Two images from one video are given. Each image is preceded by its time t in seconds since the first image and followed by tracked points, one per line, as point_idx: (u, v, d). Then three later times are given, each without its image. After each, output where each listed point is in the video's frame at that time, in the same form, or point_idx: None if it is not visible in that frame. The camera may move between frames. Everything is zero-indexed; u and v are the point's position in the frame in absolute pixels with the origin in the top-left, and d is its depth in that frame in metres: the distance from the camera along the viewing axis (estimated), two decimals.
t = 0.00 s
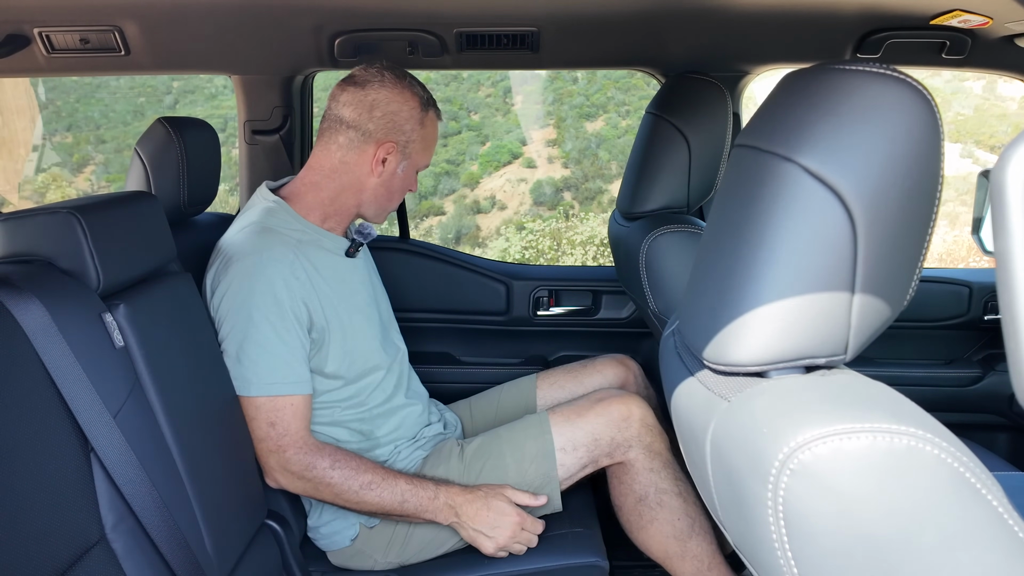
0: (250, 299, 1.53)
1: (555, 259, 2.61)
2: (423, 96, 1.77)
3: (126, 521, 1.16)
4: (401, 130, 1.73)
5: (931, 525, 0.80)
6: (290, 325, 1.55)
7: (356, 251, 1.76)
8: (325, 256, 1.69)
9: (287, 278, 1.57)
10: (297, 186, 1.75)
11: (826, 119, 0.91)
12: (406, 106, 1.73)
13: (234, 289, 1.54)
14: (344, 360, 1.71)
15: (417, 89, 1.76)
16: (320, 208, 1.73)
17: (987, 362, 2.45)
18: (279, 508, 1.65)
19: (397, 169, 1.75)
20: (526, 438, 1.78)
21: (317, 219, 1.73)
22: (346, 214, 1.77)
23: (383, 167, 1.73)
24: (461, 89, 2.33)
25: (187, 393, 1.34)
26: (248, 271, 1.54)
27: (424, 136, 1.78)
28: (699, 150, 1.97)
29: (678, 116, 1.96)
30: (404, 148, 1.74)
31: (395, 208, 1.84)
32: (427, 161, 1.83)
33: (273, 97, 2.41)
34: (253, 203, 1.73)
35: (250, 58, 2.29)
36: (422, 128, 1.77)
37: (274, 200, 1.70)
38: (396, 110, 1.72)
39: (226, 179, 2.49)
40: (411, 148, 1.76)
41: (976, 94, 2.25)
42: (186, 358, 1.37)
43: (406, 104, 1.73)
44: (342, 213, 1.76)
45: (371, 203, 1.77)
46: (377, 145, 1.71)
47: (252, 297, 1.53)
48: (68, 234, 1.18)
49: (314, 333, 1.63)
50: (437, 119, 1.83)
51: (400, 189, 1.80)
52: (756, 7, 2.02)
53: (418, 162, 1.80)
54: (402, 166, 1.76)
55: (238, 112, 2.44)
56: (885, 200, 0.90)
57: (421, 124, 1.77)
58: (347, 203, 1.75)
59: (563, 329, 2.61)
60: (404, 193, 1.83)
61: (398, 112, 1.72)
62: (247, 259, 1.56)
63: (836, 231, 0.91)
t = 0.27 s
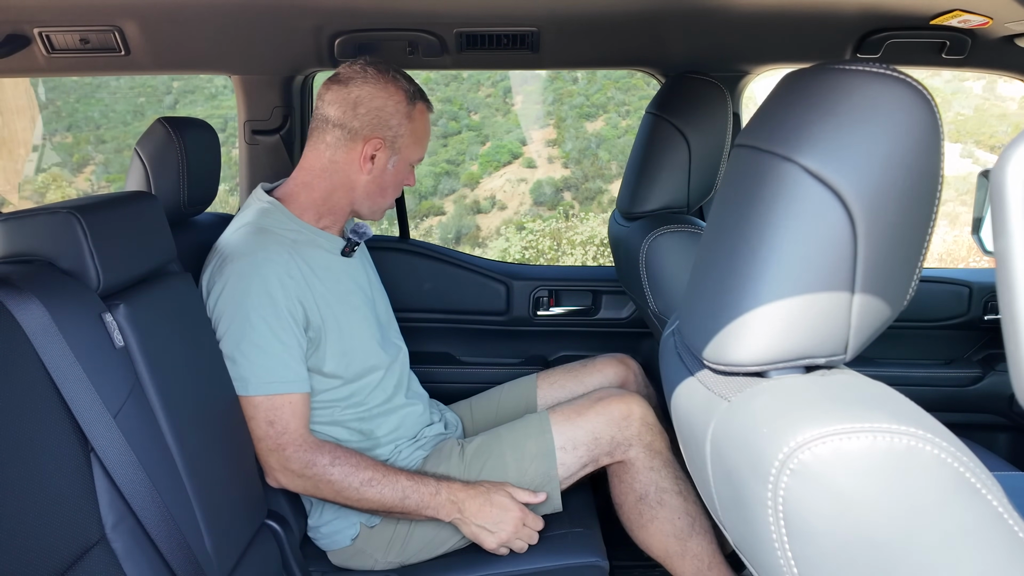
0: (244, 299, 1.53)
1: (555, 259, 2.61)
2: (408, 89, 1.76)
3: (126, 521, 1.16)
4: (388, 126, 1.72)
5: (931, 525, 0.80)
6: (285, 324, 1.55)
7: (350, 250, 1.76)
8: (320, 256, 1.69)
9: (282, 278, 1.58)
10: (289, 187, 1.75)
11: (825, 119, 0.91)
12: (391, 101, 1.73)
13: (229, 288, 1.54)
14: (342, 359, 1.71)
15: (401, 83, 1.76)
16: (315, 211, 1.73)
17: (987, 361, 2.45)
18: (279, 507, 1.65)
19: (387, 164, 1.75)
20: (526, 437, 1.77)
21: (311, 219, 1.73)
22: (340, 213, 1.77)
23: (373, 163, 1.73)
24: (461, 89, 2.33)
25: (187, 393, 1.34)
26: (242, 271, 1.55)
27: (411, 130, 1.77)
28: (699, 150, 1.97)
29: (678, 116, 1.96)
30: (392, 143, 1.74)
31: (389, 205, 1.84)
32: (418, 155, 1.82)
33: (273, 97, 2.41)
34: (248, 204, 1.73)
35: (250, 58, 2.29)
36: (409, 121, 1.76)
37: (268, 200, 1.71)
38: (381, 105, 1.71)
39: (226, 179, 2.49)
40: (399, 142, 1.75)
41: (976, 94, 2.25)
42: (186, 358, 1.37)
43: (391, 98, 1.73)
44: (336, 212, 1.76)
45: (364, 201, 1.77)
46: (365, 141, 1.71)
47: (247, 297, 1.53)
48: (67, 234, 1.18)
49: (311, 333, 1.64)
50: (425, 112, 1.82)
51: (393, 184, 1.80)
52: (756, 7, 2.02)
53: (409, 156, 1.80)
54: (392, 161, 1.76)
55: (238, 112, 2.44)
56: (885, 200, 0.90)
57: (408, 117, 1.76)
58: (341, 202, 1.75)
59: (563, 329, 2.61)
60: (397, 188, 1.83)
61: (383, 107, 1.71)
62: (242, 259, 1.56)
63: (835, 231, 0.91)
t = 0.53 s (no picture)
0: (254, 299, 1.52)
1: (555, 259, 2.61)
2: (426, 94, 1.75)
3: (126, 521, 1.16)
4: (405, 131, 1.71)
5: (931, 525, 0.80)
6: (295, 326, 1.55)
7: (359, 252, 1.76)
8: (330, 258, 1.68)
9: (293, 279, 1.57)
10: (304, 188, 1.75)
11: (826, 119, 0.91)
12: (408, 106, 1.71)
13: (237, 288, 1.54)
14: (348, 361, 1.71)
15: (419, 88, 1.74)
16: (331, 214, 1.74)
17: (987, 361, 2.45)
18: (279, 507, 1.65)
19: (402, 169, 1.74)
20: (525, 433, 1.78)
21: (323, 221, 1.73)
22: (353, 215, 1.77)
23: (388, 168, 1.72)
24: (461, 89, 2.33)
25: (187, 393, 1.34)
26: (253, 271, 1.54)
27: (428, 135, 1.76)
28: (699, 150, 1.97)
29: (678, 116, 1.96)
30: (408, 148, 1.73)
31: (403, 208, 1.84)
32: (434, 160, 1.81)
33: (273, 97, 2.41)
34: (261, 203, 1.73)
35: (251, 58, 2.29)
36: (426, 127, 1.75)
37: (281, 200, 1.70)
38: (398, 111, 1.70)
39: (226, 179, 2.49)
40: (416, 147, 1.74)
41: (976, 94, 2.25)
42: (186, 358, 1.37)
43: (409, 104, 1.71)
44: (349, 214, 1.76)
45: (379, 205, 1.77)
46: (381, 146, 1.70)
47: (257, 296, 1.53)
48: (68, 233, 1.18)
49: (318, 336, 1.63)
50: (442, 117, 1.80)
51: (408, 189, 1.79)
52: (756, 7, 2.02)
53: (425, 161, 1.79)
54: (408, 167, 1.75)
55: (238, 112, 2.44)
56: (885, 200, 0.90)
57: (425, 123, 1.75)
58: (355, 205, 1.75)
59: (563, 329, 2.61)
60: (412, 193, 1.82)
61: (401, 112, 1.70)
62: (251, 259, 1.56)
63: (836, 232, 0.91)
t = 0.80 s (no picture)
0: (257, 307, 1.52)
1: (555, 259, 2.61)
2: (437, 107, 1.75)
3: (126, 521, 1.15)
4: (417, 146, 1.72)
5: (931, 526, 0.80)
6: (297, 332, 1.55)
7: (365, 263, 1.76)
8: (333, 264, 1.68)
9: (295, 285, 1.57)
10: (311, 197, 1.73)
11: (827, 119, 0.91)
12: (421, 122, 1.71)
13: (240, 296, 1.54)
14: (348, 367, 1.71)
15: (431, 100, 1.73)
16: (345, 227, 1.75)
17: (987, 361, 2.45)
18: (280, 508, 1.65)
19: (414, 182, 1.76)
20: (525, 437, 1.77)
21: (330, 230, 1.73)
22: (362, 224, 1.78)
23: (401, 182, 1.74)
24: (461, 89, 2.33)
25: (187, 393, 1.34)
26: (255, 275, 1.55)
27: (439, 148, 1.77)
28: (700, 150, 1.97)
29: (678, 116, 1.96)
30: (420, 162, 1.74)
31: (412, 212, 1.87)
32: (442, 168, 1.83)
33: (273, 97, 2.41)
34: (268, 206, 1.73)
35: (251, 58, 2.29)
36: (437, 139, 1.76)
37: (287, 204, 1.70)
38: (411, 127, 1.70)
39: (227, 179, 2.49)
40: (427, 160, 1.76)
41: (976, 94, 2.25)
42: (185, 357, 1.37)
43: (421, 119, 1.71)
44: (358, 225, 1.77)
45: (390, 214, 1.80)
46: (394, 162, 1.71)
47: (260, 302, 1.53)
48: (68, 234, 1.18)
49: (319, 343, 1.63)
50: (452, 125, 1.81)
51: (417, 198, 1.81)
52: (756, 7, 2.02)
53: (435, 169, 1.81)
54: (419, 178, 1.77)
55: (238, 112, 2.44)
56: (885, 200, 0.90)
57: (436, 135, 1.76)
58: (368, 217, 1.77)
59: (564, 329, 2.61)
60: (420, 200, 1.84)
61: (413, 128, 1.70)
62: (255, 266, 1.56)
63: (837, 232, 0.91)
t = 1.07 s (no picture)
0: (259, 308, 1.52)
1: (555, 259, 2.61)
2: (434, 102, 1.75)
3: (126, 521, 1.15)
4: (416, 143, 1.72)
5: (932, 527, 0.80)
6: (298, 334, 1.55)
7: (365, 264, 1.76)
8: (333, 265, 1.68)
9: (294, 285, 1.57)
10: (312, 200, 1.73)
11: (827, 120, 0.91)
12: (418, 118, 1.71)
13: (242, 296, 1.54)
14: (349, 367, 1.71)
15: (426, 96, 1.74)
16: (347, 228, 1.75)
17: (987, 361, 2.45)
18: (280, 508, 1.65)
19: (414, 178, 1.76)
20: (525, 437, 1.77)
21: (332, 231, 1.73)
22: (364, 224, 1.78)
23: (402, 179, 1.74)
24: (461, 89, 2.33)
25: (187, 393, 1.34)
26: (255, 276, 1.54)
27: (438, 143, 1.78)
28: (700, 150, 1.97)
29: (678, 116, 1.96)
30: (420, 158, 1.74)
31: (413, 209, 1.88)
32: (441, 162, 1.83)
33: (273, 98, 2.41)
34: (270, 206, 1.73)
35: (251, 58, 2.29)
36: (435, 134, 1.76)
37: (288, 205, 1.70)
38: (408, 124, 1.70)
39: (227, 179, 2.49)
40: (426, 156, 1.75)
41: (976, 94, 2.25)
42: (185, 357, 1.37)
43: (418, 115, 1.71)
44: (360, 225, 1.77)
45: (393, 213, 1.80)
46: (394, 160, 1.71)
47: (260, 303, 1.53)
48: (68, 233, 1.18)
49: (320, 345, 1.63)
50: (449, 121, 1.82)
51: (418, 195, 1.81)
52: (756, 7, 2.02)
53: (434, 166, 1.81)
54: (419, 174, 1.77)
55: (238, 112, 2.44)
56: (885, 200, 0.90)
57: (433, 130, 1.76)
58: (370, 216, 1.77)
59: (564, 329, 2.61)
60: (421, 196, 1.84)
61: (411, 125, 1.70)
62: (256, 267, 1.55)
63: (837, 232, 0.91)
